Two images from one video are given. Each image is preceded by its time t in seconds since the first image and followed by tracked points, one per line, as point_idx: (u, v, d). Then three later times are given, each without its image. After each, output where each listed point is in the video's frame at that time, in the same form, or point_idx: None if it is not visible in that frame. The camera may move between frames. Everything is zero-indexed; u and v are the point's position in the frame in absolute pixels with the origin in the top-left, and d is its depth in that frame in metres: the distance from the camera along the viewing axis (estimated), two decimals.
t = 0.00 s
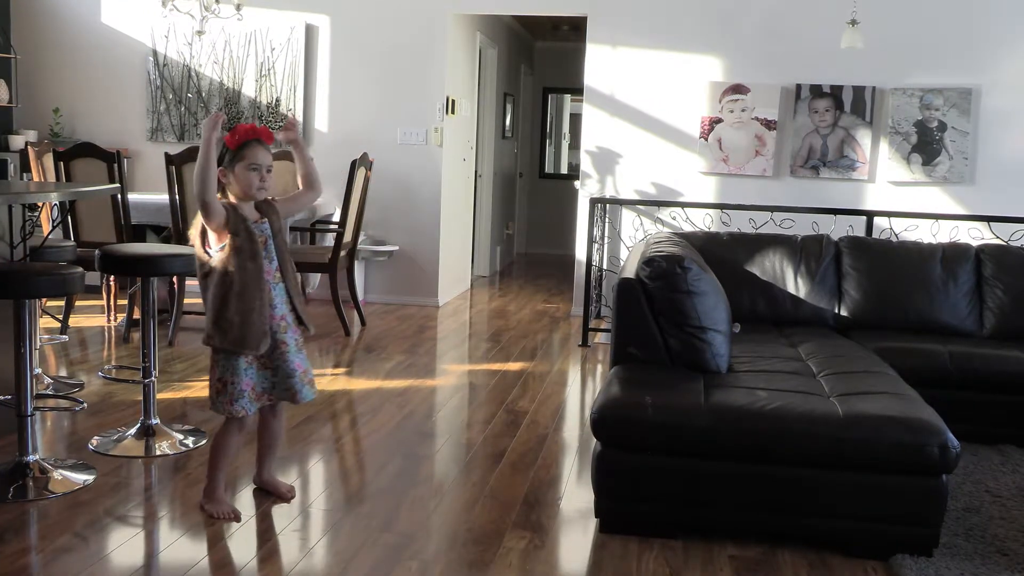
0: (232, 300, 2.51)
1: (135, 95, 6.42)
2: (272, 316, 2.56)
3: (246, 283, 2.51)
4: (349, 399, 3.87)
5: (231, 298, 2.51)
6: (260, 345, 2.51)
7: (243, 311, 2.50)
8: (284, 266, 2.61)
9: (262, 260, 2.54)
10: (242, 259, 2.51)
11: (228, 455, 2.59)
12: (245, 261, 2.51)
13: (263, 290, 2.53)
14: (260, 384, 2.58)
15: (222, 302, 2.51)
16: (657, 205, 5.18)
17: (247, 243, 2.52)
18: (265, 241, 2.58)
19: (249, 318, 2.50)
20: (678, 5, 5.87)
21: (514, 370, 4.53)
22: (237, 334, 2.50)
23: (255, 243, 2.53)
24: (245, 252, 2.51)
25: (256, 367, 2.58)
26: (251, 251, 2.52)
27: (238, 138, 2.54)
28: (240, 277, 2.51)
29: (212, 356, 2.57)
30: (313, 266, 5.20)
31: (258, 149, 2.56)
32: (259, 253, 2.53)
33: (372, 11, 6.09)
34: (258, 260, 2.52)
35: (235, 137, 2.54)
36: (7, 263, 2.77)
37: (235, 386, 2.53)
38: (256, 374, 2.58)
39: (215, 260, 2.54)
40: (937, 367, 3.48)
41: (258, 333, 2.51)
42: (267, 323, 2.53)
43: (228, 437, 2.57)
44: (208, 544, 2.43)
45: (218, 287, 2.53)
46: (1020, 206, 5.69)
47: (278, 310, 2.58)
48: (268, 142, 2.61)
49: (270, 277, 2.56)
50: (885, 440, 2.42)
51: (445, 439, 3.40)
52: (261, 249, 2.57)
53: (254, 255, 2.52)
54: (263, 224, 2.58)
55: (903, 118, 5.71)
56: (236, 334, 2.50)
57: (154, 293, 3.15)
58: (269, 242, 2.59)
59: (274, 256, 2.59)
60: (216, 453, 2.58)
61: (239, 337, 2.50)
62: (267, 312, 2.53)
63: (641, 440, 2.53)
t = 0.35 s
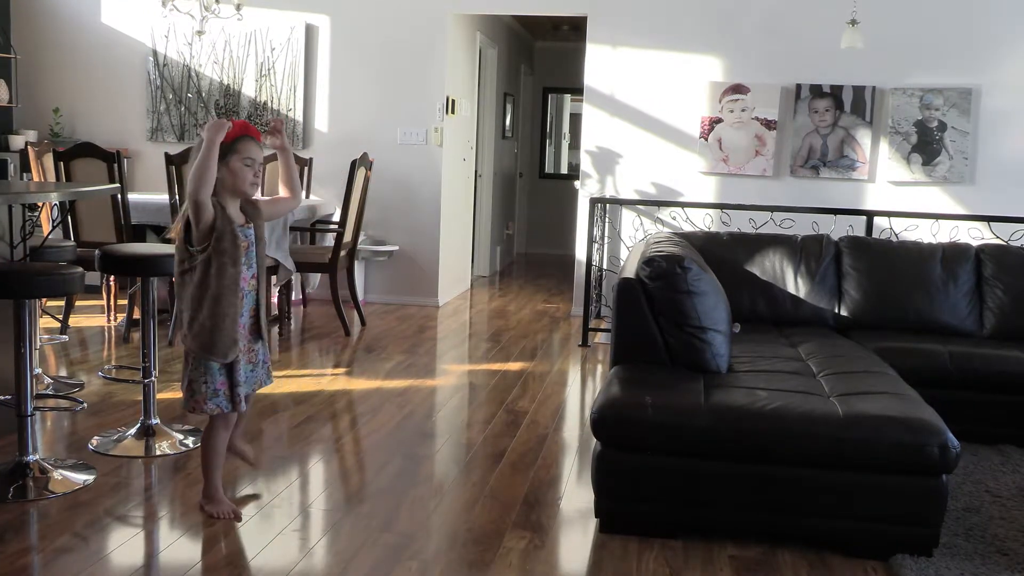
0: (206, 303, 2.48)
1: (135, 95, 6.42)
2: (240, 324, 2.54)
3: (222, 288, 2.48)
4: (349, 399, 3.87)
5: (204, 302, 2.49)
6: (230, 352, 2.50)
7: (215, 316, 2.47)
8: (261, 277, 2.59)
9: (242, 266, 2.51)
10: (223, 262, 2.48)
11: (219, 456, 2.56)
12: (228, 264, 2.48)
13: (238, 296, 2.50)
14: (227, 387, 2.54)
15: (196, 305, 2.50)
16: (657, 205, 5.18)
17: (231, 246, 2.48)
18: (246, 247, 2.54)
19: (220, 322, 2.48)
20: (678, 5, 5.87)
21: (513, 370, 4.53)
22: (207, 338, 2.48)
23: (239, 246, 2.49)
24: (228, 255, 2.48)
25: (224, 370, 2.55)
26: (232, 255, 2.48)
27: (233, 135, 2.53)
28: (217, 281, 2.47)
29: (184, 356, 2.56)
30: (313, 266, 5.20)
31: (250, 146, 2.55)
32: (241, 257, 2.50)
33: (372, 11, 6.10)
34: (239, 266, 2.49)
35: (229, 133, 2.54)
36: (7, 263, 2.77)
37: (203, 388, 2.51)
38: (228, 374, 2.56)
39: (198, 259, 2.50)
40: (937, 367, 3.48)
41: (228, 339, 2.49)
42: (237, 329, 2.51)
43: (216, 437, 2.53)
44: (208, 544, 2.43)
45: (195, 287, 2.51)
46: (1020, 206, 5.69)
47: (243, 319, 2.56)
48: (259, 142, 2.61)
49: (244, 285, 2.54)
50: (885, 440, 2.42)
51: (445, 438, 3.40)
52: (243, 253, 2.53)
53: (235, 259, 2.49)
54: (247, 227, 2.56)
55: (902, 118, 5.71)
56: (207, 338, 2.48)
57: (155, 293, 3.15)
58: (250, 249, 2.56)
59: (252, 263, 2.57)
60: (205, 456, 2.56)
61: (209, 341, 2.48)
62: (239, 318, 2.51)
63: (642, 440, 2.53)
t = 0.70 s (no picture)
0: (216, 289, 2.48)
1: (135, 96, 6.42)
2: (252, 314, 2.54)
3: (230, 274, 2.47)
4: (349, 399, 3.87)
5: (213, 287, 2.47)
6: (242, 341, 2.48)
7: (225, 303, 2.47)
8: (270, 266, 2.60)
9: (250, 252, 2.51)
10: (230, 248, 2.48)
11: (217, 451, 2.57)
12: (236, 252, 2.48)
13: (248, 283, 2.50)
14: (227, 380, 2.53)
15: (204, 291, 2.49)
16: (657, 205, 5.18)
17: (237, 232, 2.48)
18: (252, 235, 2.54)
19: (231, 309, 2.48)
20: (679, 5, 5.87)
21: (514, 370, 4.53)
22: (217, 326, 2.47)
23: (245, 235, 2.49)
24: (235, 241, 2.48)
25: (223, 363, 2.54)
26: (240, 241, 2.48)
27: (239, 132, 2.51)
28: (225, 266, 2.47)
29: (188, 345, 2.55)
30: (314, 266, 5.20)
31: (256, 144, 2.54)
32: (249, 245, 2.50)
33: (372, 10, 6.10)
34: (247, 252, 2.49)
35: (236, 131, 2.50)
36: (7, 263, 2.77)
37: (203, 380, 2.50)
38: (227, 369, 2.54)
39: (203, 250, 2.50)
40: (937, 367, 3.48)
41: (239, 328, 2.48)
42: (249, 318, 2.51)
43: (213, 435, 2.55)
44: (207, 544, 2.43)
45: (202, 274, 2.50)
46: (1020, 206, 5.69)
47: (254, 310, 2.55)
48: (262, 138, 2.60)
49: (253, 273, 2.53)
50: (885, 440, 2.42)
51: (445, 439, 3.40)
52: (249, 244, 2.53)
53: (242, 245, 2.49)
54: (252, 219, 2.56)
55: (902, 118, 5.71)
56: (214, 327, 2.47)
57: (155, 293, 3.15)
58: (255, 238, 2.56)
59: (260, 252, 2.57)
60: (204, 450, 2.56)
61: (220, 329, 2.47)
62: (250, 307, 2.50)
63: (642, 440, 2.53)
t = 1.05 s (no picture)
0: (239, 288, 2.49)
1: (135, 96, 6.42)
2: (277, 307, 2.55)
3: (250, 271, 2.48)
4: (349, 399, 3.88)
5: (235, 285, 2.49)
6: (267, 338, 2.50)
7: (248, 299, 2.48)
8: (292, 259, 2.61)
9: (269, 248, 2.51)
10: (247, 246, 2.48)
11: (226, 448, 2.58)
12: (254, 251, 2.48)
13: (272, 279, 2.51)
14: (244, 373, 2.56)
15: (226, 289, 2.50)
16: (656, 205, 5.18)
17: (253, 230, 2.48)
18: (271, 230, 2.54)
19: (253, 306, 2.49)
20: (679, 5, 5.87)
21: (514, 370, 4.53)
22: (240, 318, 2.49)
23: (262, 232, 2.49)
24: (253, 240, 2.48)
25: (239, 358, 2.56)
26: (257, 239, 2.48)
27: (245, 132, 2.48)
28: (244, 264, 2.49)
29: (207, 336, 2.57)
30: (314, 266, 5.20)
31: (264, 140, 2.51)
32: (267, 242, 2.51)
33: (372, 10, 6.10)
34: (264, 248, 2.49)
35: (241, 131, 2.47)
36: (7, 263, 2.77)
37: (220, 374, 2.53)
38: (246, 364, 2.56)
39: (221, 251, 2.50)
40: (937, 367, 3.49)
41: (263, 325, 2.49)
42: (274, 313, 2.52)
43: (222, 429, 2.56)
44: (208, 544, 2.43)
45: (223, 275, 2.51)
46: (1020, 206, 5.69)
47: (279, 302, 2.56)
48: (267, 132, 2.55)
49: (276, 267, 2.54)
50: (885, 441, 2.42)
51: (445, 439, 3.40)
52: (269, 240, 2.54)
53: (260, 242, 2.49)
54: (269, 215, 2.55)
55: (902, 118, 5.71)
56: (235, 322, 2.49)
57: (155, 294, 3.15)
58: (274, 232, 2.55)
59: (280, 247, 2.57)
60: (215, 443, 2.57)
61: (245, 325, 2.49)
62: (273, 303, 2.51)
63: (642, 440, 2.53)
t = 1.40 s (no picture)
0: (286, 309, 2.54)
1: (134, 95, 6.42)
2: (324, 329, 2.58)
3: (299, 296, 2.54)
4: (349, 399, 3.88)
5: (283, 306, 2.55)
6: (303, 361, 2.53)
7: (294, 321, 2.53)
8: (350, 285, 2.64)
9: (321, 275, 2.56)
10: (300, 270, 2.54)
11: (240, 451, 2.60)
12: (305, 274, 2.54)
13: (319, 303, 2.56)
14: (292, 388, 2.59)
15: (275, 309, 2.56)
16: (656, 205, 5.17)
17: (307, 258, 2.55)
18: (328, 256, 2.59)
19: (298, 326, 2.53)
20: (679, 5, 5.87)
21: (514, 370, 4.53)
22: (286, 336, 2.53)
23: (314, 256, 2.55)
24: (304, 267, 2.54)
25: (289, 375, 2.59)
26: (309, 266, 2.54)
27: (299, 156, 2.57)
28: (294, 288, 2.54)
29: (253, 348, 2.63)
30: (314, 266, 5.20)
31: (318, 158, 2.59)
32: (321, 267, 2.56)
33: (372, 10, 6.10)
34: (315, 275, 2.55)
35: (295, 153, 2.57)
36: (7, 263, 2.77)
37: (267, 387, 2.57)
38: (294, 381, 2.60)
39: (275, 273, 2.57)
40: (937, 367, 3.49)
41: (302, 347, 2.53)
42: (318, 335, 2.55)
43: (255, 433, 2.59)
44: (208, 544, 2.43)
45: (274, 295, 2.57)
46: (1020, 206, 5.69)
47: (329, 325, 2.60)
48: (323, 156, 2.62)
49: (327, 292, 2.58)
50: (885, 441, 2.42)
51: (446, 439, 3.40)
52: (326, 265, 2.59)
53: (313, 269, 2.55)
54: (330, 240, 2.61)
55: (902, 118, 5.71)
56: (279, 340, 2.54)
57: (154, 294, 3.14)
58: (333, 258, 2.60)
59: (337, 273, 2.61)
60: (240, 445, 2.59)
61: (290, 343, 2.53)
62: (317, 326, 2.55)
63: (642, 440, 2.53)
